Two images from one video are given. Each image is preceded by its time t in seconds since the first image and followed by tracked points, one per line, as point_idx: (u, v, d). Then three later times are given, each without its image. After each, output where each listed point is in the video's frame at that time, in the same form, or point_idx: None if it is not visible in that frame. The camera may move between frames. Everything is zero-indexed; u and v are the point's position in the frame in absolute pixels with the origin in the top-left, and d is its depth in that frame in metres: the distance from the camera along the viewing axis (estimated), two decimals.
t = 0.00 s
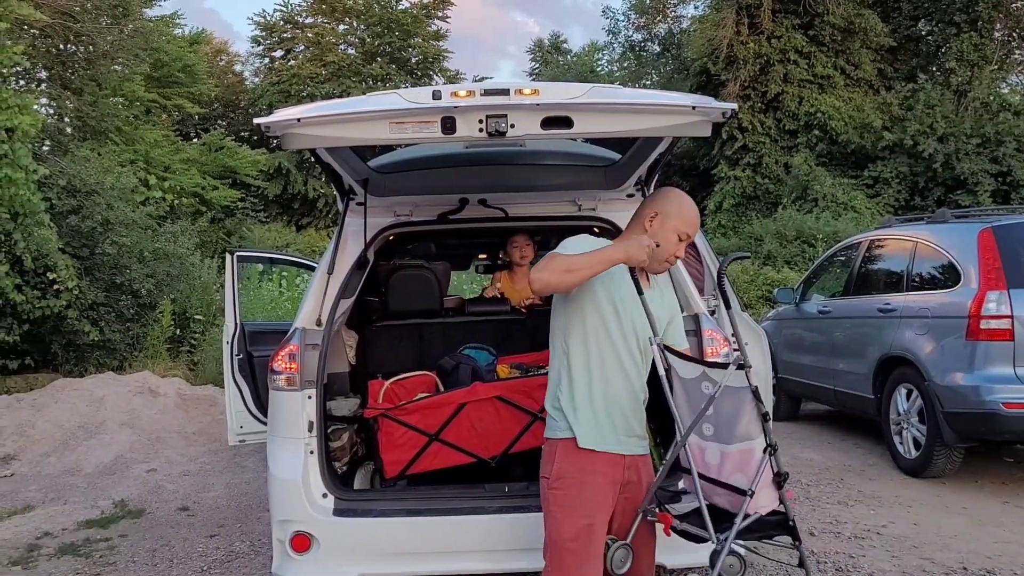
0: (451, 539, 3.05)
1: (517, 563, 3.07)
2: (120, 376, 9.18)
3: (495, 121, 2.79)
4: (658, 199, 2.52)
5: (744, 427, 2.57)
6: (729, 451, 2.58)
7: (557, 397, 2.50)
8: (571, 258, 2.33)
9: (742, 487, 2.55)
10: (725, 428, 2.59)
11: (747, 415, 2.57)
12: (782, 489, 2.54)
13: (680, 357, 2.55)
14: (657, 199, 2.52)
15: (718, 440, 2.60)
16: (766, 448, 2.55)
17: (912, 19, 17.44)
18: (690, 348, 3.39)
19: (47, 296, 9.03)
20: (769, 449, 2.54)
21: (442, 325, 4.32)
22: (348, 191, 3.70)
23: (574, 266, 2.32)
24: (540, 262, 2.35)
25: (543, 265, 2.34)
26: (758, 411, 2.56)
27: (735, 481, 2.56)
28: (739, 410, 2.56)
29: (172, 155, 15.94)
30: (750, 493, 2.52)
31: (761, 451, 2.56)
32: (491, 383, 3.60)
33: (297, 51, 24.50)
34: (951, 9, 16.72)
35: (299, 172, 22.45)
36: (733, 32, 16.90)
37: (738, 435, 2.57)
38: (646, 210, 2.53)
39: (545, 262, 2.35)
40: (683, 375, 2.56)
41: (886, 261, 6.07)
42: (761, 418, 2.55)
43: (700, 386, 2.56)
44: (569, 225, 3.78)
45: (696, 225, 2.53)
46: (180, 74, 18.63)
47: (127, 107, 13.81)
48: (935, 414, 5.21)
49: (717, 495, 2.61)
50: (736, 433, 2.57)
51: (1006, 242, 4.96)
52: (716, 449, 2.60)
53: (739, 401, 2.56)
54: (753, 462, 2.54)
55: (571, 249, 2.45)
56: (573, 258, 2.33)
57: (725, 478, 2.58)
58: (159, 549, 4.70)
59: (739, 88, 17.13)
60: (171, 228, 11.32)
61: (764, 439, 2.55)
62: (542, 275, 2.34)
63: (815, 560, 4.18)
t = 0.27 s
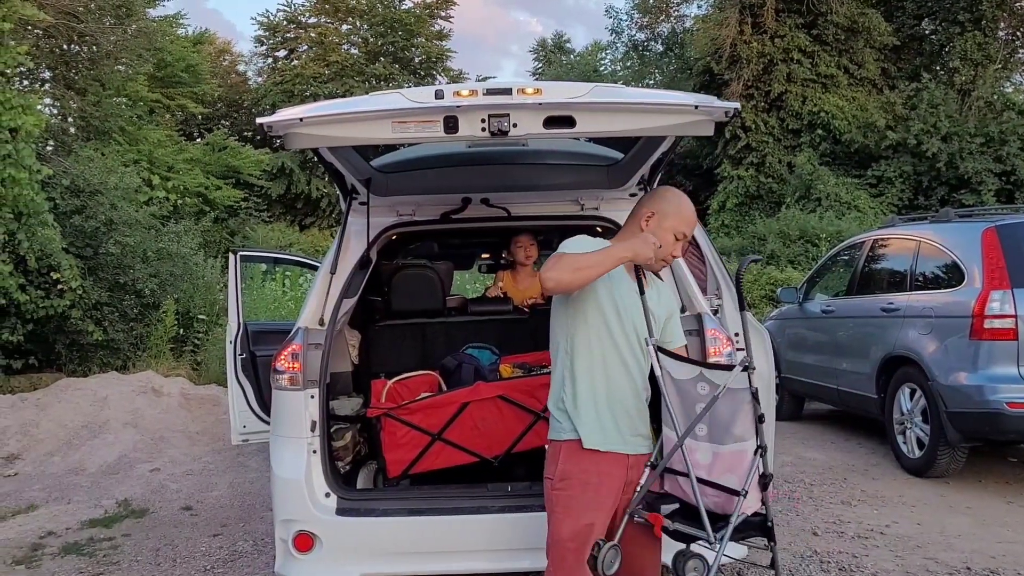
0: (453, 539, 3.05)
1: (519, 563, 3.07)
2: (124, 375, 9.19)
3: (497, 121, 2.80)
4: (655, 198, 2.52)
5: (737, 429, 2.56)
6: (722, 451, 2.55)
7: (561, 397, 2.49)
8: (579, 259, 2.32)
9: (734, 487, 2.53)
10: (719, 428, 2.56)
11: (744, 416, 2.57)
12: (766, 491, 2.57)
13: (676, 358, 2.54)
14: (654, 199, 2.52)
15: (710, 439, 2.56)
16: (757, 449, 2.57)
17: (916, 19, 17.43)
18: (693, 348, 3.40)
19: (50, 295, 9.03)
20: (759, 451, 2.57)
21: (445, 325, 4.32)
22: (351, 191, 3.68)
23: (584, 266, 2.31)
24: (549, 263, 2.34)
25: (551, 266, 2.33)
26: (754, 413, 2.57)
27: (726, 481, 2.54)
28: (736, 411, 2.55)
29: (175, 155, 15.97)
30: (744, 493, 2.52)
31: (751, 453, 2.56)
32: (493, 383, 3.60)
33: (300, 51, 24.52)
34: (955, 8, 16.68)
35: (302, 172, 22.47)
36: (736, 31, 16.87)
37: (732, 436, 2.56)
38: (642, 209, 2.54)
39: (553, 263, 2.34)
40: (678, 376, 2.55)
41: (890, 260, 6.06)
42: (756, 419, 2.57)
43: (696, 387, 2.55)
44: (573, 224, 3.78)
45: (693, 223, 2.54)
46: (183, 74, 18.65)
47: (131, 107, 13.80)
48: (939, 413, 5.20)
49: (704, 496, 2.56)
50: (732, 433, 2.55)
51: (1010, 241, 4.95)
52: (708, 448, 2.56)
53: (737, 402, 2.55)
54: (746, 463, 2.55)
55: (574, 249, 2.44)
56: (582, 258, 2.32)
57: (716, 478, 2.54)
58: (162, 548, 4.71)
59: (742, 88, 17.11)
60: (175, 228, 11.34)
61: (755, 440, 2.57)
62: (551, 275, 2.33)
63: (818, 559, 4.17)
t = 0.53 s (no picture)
0: (456, 538, 3.05)
1: (521, 563, 3.07)
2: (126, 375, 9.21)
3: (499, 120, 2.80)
4: (656, 198, 2.51)
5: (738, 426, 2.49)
6: (724, 450, 2.48)
7: (564, 398, 2.49)
8: (581, 257, 2.32)
9: (736, 485, 2.48)
10: (721, 426, 2.49)
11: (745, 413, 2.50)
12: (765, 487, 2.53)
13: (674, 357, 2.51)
14: (655, 199, 2.52)
15: (712, 438, 2.48)
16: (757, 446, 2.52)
17: (918, 17, 17.45)
18: (695, 347, 3.40)
19: (53, 295, 9.03)
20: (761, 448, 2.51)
21: (448, 324, 4.32)
22: (353, 190, 3.68)
23: (586, 265, 2.30)
24: (551, 261, 2.34)
25: (554, 264, 2.33)
26: (756, 410, 2.51)
27: (727, 479, 2.48)
28: (737, 409, 2.48)
29: (178, 154, 15.99)
30: (747, 489, 2.47)
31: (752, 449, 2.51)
32: (494, 382, 3.60)
33: (302, 50, 24.53)
34: (959, 7, 16.66)
35: (304, 171, 22.48)
36: (738, 30, 16.83)
37: (733, 434, 2.49)
38: (643, 209, 2.53)
39: (556, 262, 2.34)
40: (674, 375, 2.49)
41: (893, 259, 6.05)
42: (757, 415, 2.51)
43: (696, 386, 2.49)
44: (574, 224, 3.76)
45: (693, 223, 2.53)
46: (186, 74, 18.67)
47: (133, 106, 13.80)
48: (943, 413, 5.19)
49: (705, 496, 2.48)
50: (734, 431, 2.49)
51: (1013, 240, 4.94)
52: (709, 448, 2.48)
53: (738, 399, 2.49)
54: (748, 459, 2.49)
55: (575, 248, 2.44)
56: (584, 256, 2.32)
57: (718, 477, 2.48)
58: (164, 547, 4.72)
59: (744, 87, 17.07)
60: (177, 228, 11.35)
61: (755, 437, 2.51)
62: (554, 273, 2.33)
63: (821, 559, 4.17)
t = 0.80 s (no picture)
0: (457, 535, 3.05)
1: (523, 561, 3.07)
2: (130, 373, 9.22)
3: (501, 118, 2.80)
4: (662, 198, 2.51)
5: (741, 418, 2.56)
6: (729, 441, 2.53)
7: (569, 394, 2.47)
8: (591, 249, 2.32)
9: (741, 475, 2.52)
10: (725, 418, 2.54)
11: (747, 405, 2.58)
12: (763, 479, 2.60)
13: (676, 352, 2.51)
14: (661, 198, 2.52)
15: (715, 430, 2.53)
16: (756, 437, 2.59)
17: (922, 15, 17.41)
18: (696, 345, 3.41)
19: (57, 293, 9.03)
20: (760, 438, 2.59)
21: (451, 323, 4.31)
22: (356, 188, 3.67)
23: (596, 256, 2.31)
24: (562, 250, 2.34)
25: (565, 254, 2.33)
26: (757, 400, 2.60)
27: (731, 470, 2.52)
28: (739, 400, 2.56)
29: (181, 153, 16.01)
30: (753, 478, 2.53)
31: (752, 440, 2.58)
32: (497, 380, 3.60)
33: (306, 49, 24.55)
34: (963, 5, 16.63)
35: (308, 170, 22.49)
36: (742, 29, 16.86)
37: (736, 425, 2.55)
38: (648, 208, 2.53)
39: (567, 252, 2.34)
40: (677, 370, 2.51)
41: (897, 258, 6.04)
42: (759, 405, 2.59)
43: (698, 379, 2.53)
44: (577, 222, 3.76)
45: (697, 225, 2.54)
46: (190, 73, 18.70)
47: (137, 106, 13.81)
48: (946, 411, 5.18)
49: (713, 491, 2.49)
50: (737, 422, 2.55)
51: (1016, 238, 4.93)
52: (714, 440, 2.52)
53: (740, 390, 2.57)
54: (750, 450, 2.56)
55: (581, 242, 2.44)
56: (594, 248, 2.32)
57: (725, 468, 2.51)
58: (168, 545, 4.73)
59: (748, 85, 17.02)
60: (180, 226, 11.37)
61: (755, 428, 2.59)
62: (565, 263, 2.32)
63: (824, 557, 4.16)
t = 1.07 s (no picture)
0: (458, 535, 3.05)
1: (524, 560, 3.07)
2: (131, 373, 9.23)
3: (501, 117, 2.79)
4: (669, 199, 2.53)
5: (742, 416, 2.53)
6: (730, 438, 2.50)
7: (569, 389, 2.49)
8: (594, 235, 2.33)
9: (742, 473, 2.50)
10: (727, 415, 2.51)
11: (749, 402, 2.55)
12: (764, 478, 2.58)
13: (677, 350, 2.50)
14: (668, 199, 2.53)
15: (717, 427, 2.49)
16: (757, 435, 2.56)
17: (924, 14, 17.40)
18: (697, 344, 3.41)
19: (58, 293, 9.02)
20: (762, 437, 2.57)
21: (451, 322, 4.32)
22: (357, 188, 3.66)
23: (599, 243, 2.32)
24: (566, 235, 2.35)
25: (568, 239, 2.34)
26: (759, 397, 2.57)
27: (732, 468, 2.49)
28: (741, 397, 2.52)
29: (182, 152, 16.02)
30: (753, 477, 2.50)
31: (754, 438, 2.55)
32: (497, 379, 3.60)
33: (307, 48, 24.55)
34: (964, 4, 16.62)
35: (309, 169, 22.49)
36: (743, 27, 16.86)
37: (738, 422, 2.52)
38: (655, 208, 2.54)
39: (570, 238, 2.35)
40: (679, 367, 2.48)
41: (898, 256, 6.03)
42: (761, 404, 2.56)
43: (700, 376, 2.50)
44: (577, 221, 3.76)
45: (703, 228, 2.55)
46: (191, 72, 18.71)
47: (137, 105, 13.80)
48: (947, 410, 5.17)
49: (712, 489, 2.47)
50: (739, 419, 2.52)
51: (1017, 237, 4.92)
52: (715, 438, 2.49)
53: (743, 387, 2.54)
54: (751, 448, 2.52)
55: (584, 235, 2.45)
56: (597, 235, 2.33)
57: (725, 466, 2.48)
58: (169, 544, 4.73)
59: (749, 84, 16.98)
60: (182, 226, 11.38)
61: (757, 426, 2.56)
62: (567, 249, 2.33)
63: (825, 556, 4.16)
